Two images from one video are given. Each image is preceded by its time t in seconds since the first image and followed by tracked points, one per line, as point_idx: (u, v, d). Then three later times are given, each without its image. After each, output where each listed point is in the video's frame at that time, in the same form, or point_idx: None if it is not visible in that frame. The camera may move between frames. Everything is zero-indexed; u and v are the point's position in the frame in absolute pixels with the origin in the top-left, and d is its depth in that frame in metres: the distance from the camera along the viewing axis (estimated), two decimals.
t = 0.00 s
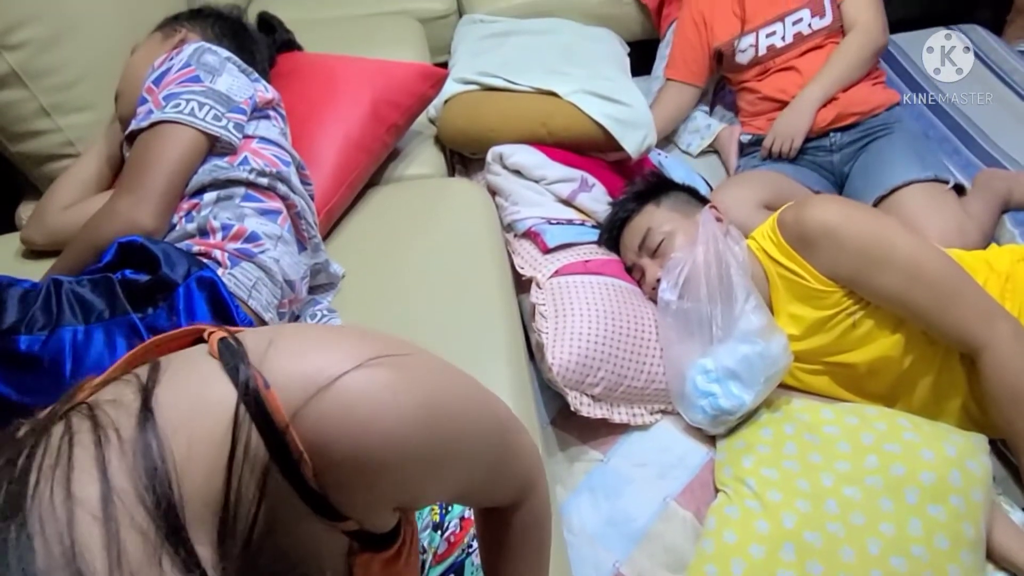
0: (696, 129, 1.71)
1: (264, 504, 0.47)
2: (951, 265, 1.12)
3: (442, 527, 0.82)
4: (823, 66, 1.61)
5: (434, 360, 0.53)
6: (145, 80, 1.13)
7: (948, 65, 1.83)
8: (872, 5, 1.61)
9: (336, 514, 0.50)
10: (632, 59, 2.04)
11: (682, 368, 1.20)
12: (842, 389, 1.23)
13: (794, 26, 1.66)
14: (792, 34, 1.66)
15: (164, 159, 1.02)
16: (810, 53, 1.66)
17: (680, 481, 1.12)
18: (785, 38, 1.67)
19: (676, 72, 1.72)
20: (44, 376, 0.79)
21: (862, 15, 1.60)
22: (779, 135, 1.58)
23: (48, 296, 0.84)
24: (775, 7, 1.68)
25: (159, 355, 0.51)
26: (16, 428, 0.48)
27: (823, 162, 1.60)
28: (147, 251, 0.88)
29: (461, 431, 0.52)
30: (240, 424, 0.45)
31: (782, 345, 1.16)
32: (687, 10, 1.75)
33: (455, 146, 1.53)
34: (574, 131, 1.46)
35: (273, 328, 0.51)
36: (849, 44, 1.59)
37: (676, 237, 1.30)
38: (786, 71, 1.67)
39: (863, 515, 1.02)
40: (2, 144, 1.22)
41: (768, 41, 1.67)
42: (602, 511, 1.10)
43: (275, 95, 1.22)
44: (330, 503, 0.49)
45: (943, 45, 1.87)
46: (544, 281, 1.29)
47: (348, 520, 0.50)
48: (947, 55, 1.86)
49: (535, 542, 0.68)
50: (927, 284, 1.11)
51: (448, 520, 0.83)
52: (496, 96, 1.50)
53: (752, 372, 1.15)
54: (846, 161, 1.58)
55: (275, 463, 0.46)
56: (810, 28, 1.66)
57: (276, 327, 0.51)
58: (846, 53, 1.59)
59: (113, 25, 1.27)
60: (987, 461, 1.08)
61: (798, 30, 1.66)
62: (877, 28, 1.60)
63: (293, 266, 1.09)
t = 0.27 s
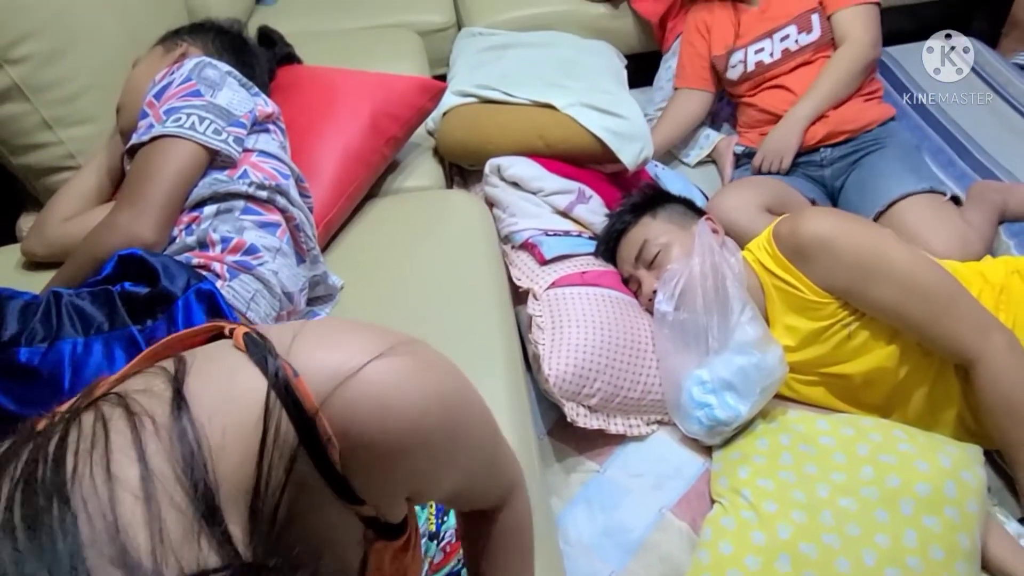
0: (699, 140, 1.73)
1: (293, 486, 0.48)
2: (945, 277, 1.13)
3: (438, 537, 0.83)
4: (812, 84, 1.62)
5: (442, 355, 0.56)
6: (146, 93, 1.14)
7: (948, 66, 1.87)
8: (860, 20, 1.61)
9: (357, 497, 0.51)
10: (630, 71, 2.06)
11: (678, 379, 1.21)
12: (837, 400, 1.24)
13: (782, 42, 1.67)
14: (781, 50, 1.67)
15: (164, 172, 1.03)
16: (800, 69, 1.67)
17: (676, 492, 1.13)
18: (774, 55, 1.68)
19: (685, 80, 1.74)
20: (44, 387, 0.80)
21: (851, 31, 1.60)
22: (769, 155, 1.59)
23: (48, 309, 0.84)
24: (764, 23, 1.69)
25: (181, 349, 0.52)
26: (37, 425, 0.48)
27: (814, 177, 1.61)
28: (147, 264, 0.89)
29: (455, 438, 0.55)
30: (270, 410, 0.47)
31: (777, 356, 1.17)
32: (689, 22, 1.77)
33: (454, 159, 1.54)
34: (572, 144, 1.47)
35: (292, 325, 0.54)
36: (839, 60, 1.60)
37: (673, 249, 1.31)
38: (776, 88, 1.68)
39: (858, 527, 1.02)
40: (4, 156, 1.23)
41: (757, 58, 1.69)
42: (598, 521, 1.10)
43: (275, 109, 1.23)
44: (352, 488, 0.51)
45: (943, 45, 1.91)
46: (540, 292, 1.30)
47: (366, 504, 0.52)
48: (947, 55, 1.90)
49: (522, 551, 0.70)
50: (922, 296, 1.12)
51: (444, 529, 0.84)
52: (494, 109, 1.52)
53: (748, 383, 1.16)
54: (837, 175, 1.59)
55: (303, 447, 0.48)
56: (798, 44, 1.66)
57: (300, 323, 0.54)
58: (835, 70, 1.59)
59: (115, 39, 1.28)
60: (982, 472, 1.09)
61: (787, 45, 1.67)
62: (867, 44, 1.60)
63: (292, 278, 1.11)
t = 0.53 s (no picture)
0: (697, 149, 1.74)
1: (309, 417, 0.47)
2: (942, 285, 1.13)
3: (436, 540, 0.80)
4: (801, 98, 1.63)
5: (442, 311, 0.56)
6: (148, 103, 1.15)
7: (948, 65, 1.90)
8: (850, 32, 1.60)
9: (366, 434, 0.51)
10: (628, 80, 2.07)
11: (676, 387, 1.21)
12: (835, 408, 1.24)
13: (772, 55, 1.68)
14: (770, 63, 1.68)
15: (165, 181, 1.04)
16: (791, 81, 1.67)
17: (674, 499, 1.13)
18: (764, 67, 1.68)
19: (687, 87, 1.75)
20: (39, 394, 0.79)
21: (841, 44, 1.60)
22: (757, 172, 1.60)
23: (49, 317, 0.85)
24: (755, 35, 1.69)
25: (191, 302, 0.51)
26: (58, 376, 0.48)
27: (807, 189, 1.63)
28: (147, 272, 0.90)
29: (452, 405, 0.56)
30: (287, 345, 0.47)
31: (775, 364, 1.17)
32: (687, 34, 1.79)
33: (454, 167, 1.54)
34: (571, 153, 1.48)
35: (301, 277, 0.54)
36: (827, 74, 1.60)
37: (670, 257, 1.31)
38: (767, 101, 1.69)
39: (855, 534, 1.03)
40: (5, 165, 1.24)
41: (747, 70, 1.70)
42: (597, 528, 1.10)
43: (275, 118, 1.24)
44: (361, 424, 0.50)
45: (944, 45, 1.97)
46: (538, 300, 1.30)
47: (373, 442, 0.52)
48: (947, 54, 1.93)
49: (516, 556, 0.71)
50: (918, 304, 1.12)
51: (440, 532, 0.81)
52: (493, 118, 1.52)
53: (745, 391, 1.16)
54: (831, 188, 1.60)
55: (316, 379, 0.48)
56: (787, 57, 1.67)
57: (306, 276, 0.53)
58: (823, 82, 1.59)
59: (117, 49, 1.29)
60: (978, 479, 1.09)
61: (778, 58, 1.67)
62: (856, 56, 1.60)
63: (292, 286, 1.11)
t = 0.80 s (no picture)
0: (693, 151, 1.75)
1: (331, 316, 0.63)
2: (937, 284, 1.14)
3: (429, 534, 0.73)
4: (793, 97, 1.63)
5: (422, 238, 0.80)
6: (147, 106, 1.16)
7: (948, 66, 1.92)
8: (843, 35, 1.61)
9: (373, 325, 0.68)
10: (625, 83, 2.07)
11: (674, 387, 1.21)
12: (832, 408, 1.25)
13: (766, 56, 1.68)
14: (764, 64, 1.68)
15: (165, 183, 1.04)
16: (784, 82, 1.68)
17: (672, 499, 1.14)
18: (757, 68, 1.69)
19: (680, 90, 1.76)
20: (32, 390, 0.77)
21: (833, 45, 1.61)
22: (747, 174, 1.60)
23: (48, 318, 0.85)
24: (749, 36, 1.70)
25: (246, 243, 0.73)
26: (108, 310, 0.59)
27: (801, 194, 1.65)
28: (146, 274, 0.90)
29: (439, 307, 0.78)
30: (312, 259, 0.66)
31: (772, 364, 1.18)
32: (682, 35, 1.80)
33: (452, 170, 1.55)
34: (567, 155, 1.49)
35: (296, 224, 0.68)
36: (819, 74, 1.60)
37: (667, 258, 1.32)
38: (760, 102, 1.69)
39: (853, 533, 1.03)
40: (4, 168, 1.24)
41: (741, 71, 1.70)
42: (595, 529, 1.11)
43: (274, 121, 1.25)
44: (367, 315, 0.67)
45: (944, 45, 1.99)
46: (537, 301, 1.31)
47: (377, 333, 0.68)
48: (947, 54, 1.95)
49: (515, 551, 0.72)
50: (914, 303, 1.13)
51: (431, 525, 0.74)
52: (491, 121, 1.53)
53: (743, 391, 1.16)
54: (824, 192, 1.61)
55: (337, 288, 0.66)
56: (781, 58, 1.67)
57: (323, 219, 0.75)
58: (816, 84, 1.60)
59: (115, 52, 1.29)
60: (974, 478, 1.10)
61: (771, 59, 1.68)
62: (849, 59, 1.60)
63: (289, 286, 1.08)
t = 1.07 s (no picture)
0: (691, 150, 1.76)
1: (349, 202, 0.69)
2: (932, 282, 1.15)
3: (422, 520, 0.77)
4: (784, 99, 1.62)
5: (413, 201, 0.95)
6: (145, 108, 1.16)
7: (948, 66, 1.93)
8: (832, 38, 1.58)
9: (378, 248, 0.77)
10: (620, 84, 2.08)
11: (671, 386, 1.22)
12: (828, 405, 1.25)
13: (760, 57, 1.68)
14: (759, 66, 1.68)
15: (163, 186, 1.05)
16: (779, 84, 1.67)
17: (669, 498, 1.14)
18: (752, 70, 1.69)
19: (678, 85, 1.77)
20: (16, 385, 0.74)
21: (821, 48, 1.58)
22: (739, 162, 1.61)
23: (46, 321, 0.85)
24: (746, 37, 1.70)
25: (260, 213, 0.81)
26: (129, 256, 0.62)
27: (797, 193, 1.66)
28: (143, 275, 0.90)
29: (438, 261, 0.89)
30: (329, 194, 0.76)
31: (768, 362, 1.18)
32: (682, 32, 1.81)
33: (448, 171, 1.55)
34: (564, 155, 1.50)
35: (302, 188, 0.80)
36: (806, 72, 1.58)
37: (664, 257, 1.32)
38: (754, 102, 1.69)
39: (849, 528, 1.03)
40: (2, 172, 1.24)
41: (736, 72, 1.71)
42: (593, 527, 1.11)
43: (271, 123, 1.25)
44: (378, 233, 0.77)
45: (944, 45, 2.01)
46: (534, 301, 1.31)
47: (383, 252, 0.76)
48: (947, 56, 1.96)
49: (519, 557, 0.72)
50: (909, 301, 1.14)
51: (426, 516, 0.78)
52: (487, 122, 1.53)
53: (739, 389, 1.17)
54: (820, 190, 1.62)
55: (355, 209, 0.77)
56: (774, 60, 1.66)
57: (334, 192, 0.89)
58: (804, 81, 1.58)
59: (113, 55, 1.30)
60: (970, 474, 1.11)
61: (766, 60, 1.67)
62: (838, 62, 1.58)
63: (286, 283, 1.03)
